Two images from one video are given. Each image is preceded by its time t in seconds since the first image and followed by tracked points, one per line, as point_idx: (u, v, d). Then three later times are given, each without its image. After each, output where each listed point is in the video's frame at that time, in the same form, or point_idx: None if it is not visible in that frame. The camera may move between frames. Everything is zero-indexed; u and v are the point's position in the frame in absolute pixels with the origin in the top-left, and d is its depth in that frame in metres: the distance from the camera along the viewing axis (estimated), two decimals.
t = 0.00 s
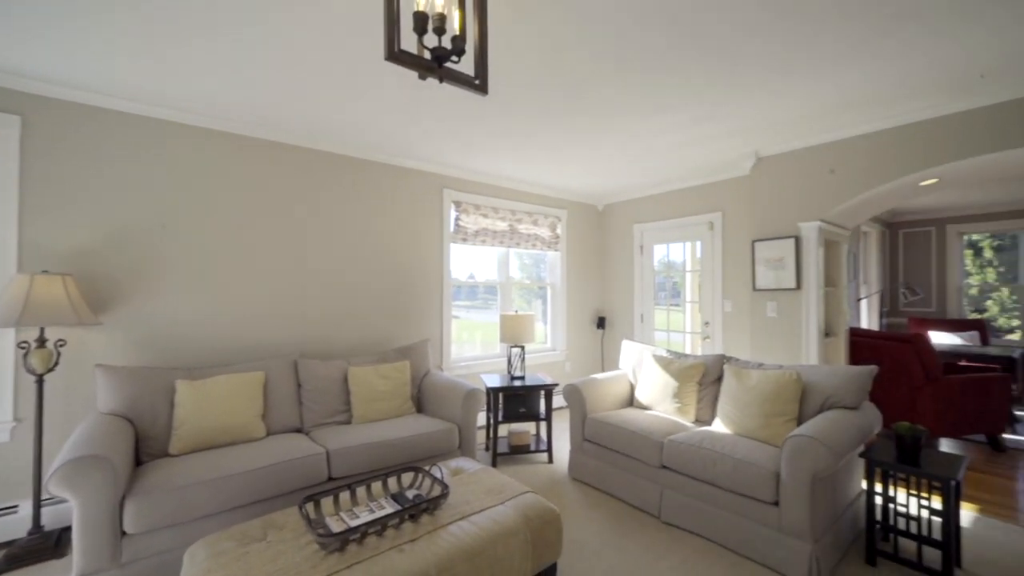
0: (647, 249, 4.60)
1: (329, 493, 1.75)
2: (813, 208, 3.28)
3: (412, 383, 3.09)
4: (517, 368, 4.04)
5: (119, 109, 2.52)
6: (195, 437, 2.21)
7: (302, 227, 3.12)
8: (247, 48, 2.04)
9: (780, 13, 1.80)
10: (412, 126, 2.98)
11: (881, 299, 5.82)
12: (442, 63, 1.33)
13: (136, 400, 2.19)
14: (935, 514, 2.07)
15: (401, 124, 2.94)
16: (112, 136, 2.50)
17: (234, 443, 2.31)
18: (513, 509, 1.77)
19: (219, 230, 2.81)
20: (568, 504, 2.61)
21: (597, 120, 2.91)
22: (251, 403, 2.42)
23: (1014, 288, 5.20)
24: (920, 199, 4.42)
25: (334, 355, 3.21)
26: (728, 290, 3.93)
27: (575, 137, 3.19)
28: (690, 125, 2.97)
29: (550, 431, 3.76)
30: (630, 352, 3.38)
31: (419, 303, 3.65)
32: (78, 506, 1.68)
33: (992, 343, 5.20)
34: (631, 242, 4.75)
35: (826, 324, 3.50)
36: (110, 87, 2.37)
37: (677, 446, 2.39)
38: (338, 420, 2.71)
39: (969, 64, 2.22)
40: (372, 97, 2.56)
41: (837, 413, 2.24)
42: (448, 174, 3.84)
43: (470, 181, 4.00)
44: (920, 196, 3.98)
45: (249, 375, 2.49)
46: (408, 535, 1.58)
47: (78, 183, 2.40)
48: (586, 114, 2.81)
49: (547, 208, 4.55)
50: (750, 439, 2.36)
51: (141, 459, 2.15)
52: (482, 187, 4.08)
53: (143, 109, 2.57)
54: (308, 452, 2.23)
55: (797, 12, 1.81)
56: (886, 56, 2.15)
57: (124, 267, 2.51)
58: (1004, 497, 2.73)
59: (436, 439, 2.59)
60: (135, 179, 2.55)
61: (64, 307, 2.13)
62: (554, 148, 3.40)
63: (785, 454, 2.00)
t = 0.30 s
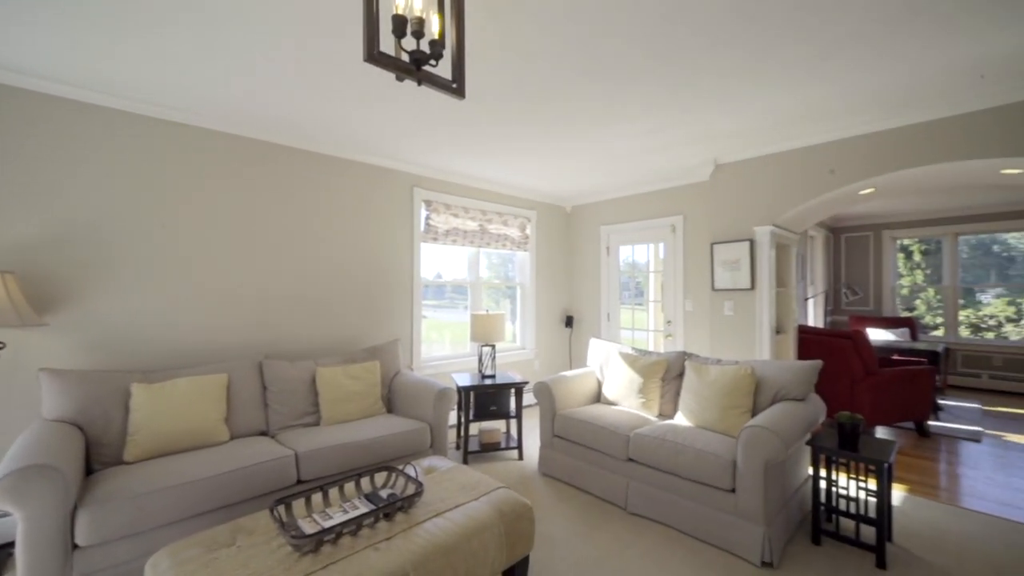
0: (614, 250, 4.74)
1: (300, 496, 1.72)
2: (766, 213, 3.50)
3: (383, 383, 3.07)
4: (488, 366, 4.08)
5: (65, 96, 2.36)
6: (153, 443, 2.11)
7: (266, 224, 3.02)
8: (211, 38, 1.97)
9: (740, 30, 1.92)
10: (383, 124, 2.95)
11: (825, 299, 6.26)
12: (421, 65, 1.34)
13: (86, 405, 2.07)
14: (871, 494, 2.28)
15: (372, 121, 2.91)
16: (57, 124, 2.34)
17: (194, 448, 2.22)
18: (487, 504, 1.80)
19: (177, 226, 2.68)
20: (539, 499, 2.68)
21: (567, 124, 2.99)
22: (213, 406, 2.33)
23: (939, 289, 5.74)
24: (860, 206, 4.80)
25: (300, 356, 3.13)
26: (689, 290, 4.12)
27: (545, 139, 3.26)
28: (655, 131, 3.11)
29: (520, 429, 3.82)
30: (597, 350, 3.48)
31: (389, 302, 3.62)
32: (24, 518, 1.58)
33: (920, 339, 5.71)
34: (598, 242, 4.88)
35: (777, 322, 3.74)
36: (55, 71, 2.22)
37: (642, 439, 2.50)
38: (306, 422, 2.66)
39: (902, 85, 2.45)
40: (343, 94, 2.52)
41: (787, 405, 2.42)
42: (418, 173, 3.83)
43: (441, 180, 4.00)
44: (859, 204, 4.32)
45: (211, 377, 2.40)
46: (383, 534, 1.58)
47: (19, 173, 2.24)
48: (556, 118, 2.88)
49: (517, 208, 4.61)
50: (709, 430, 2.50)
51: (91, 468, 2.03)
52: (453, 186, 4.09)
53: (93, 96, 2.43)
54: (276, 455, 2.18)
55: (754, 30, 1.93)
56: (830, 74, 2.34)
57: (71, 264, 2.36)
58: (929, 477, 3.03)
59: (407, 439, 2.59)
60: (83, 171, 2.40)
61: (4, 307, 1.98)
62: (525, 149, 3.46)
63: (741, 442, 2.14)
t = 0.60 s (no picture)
0: (582, 250, 4.86)
1: (271, 497, 1.70)
2: (724, 217, 3.70)
3: (353, 383, 3.03)
4: (458, 366, 4.10)
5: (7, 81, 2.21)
6: (108, 448, 2.01)
7: (230, 221, 2.92)
8: (175, 28, 1.90)
9: (702, 44, 2.04)
10: (354, 121, 2.92)
11: (777, 298, 6.66)
12: (399, 68, 1.36)
13: (33, 410, 1.95)
14: (816, 478, 2.47)
15: (342, 118, 2.87)
16: None
17: (153, 453, 2.13)
18: (461, 499, 1.84)
19: (132, 222, 2.55)
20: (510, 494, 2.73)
21: (538, 126, 3.06)
22: (174, 409, 2.24)
23: (876, 289, 6.23)
24: (808, 211, 5.14)
25: (266, 357, 3.05)
26: (653, 289, 4.28)
27: (517, 141, 3.32)
28: (621, 136, 3.23)
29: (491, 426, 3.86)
30: (566, 348, 3.58)
31: (358, 301, 3.58)
32: None
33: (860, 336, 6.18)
34: (566, 243, 4.99)
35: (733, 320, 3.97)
36: None
37: (610, 433, 2.60)
38: (272, 423, 2.60)
39: (843, 101, 2.67)
40: (313, 90, 2.48)
41: (743, 397, 2.58)
42: (388, 172, 3.80)
43: (411, 179, 3.99)
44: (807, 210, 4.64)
45: (171, 379, 2.31)
46: (358, 532, 1.59)
47: None
48: (528, 120, 2.95)
49: (487, 209, 4.65)
50: (672, 423, 2.63)
51: (39, 476, 1.92)
52: (424, 185, 4.09)
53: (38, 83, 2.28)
54: (243, 458, 2.12)
55: (716, 45, 2.06)
56: (782, 89, 2.52)
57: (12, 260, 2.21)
58: (867, 462, 3.30)
59: (378, 438, 2.58)
60: (27, 162, 2.25)
61: None
62: (497, 150, 3.51)
63: (701, 433, 2.27)
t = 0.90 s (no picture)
0: (552, 251, 4.97)
1: (242, 499, 1.68)
2: (686, 220, 3.89)
3: (323, 384, 3.00)
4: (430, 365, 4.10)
5: None
6: (61, 455, 1.92)
7: (193, 218, 2.81)
8: (137, 18, 1.84)
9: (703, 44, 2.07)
10: (325, 118, 2.89)
11: (734, 298, 7.01)
12: (377, 69, 1.38)
13: None
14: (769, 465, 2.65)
15: (313, 115, 2.83)
16: None
17: (111, 459, 2.05)
18: (436, 494, 1.87)
19: (85, 217, 2.42)
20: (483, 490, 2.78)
21: (511, 128, 3.12)
22: (134, 412, 2.16)
23: (823, 289, 6.68)
24: (763, 216, 5.45)
25: (231, 358, 2.96)
26: (620, 288, 4.44)
27: (489, 142, 3.37)
28: (590, 140, 3.34)
29: (462, 425, 3.89)
30: (537, 346, 3.66)
31: (328, 300, 3.52)
32: None
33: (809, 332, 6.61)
34: (536, 244, 5.08)
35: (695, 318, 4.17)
36: None
37: (579, 427, 2.69)
38: (239, 426, 2.54)
39: (793, 114, 2.88)
40: (284, 86, 2.44)
41: (703, 391, 2.74)
42: (358, 170, 3.77)
43: (382, 178, 3.96)
44: (762, 214, 4.93)
45: (130, 382, 2.22)
46: (333, 530, 1.60)
47: None
48: (501, 121, 3.00)
49: (459, 209, 4.67)
50: (638, 416, 2.76)
51: None
52: (395, 184, 4.07)
53: None
54: (209, 461, 2.07)
55: (679, 56, 2.18)
56: (739, 100, 2.69)
57: None
58: (815, 449, 3.55)
59: (350, 438, 2.57)
60: None
61: None
62: (470, 150, 3.55)
63: (664, 425, 2.40)
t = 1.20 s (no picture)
0: (524, 252, 5.05)
1: (214, 500, 1.66)
2: (653, 223, 4.05)
3: (293, 385, 2.96)
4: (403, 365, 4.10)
5: None
6: (15, 463, 1.84)
7: (156, 216, 2.73)
8: (101, 13, 1.78)
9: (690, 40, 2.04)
10: (296, 117, 2.86)
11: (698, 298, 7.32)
12: (355, 74, 1.41)
13: None
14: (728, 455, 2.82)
15: (284, 114, 2.79)
16: None
17: (69, 466, 1.97)
18: (412, 490, 1.91)
19: (38, 214, 2.31)
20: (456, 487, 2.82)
21: (485, 130, 3.18)
22: (94, 417, 2.09)
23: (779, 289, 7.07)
24: (724, 219, 5.73)
25: (197, 360, 2.88)
26: (590, 288, 4.57)
27: (463, 143, 3.42)
28: (562, 144, 3.45)
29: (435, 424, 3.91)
30: (510, 345, 3.73)
31: (298, 300, 3.47)
32: None
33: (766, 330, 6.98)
34: (509, 245, 5.16)
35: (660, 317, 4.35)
36: None
37: (550, 424, 2.78)
38: (205, 429, 2.48)
39: (750, 125, 3.07)
40: (255, 85, 2.41)
41: (667, 386, 2.88)
42: (329, 169, 3.73)
43: (354, 177, 3.93)
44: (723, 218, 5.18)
45: (90, 385, 2.14)
46: (309, 528, 1.61)
47: None
48: (476, 123, 3.05)
49: (432, 209, 4.69)
50: (606, 412, 2.88)
51: None
52: (367, 184, 4.05)
53: None
54: (176, 465, 2.03)
55: (646, 68, 2.30)
56: (701, 111, 2.85)
57: None
58: (769, 440, 3.79)
59: (322, 439, 2.56)
60: None
61: None
62: (444, 151, 3.58)
63: (631, 420, 2.51)
